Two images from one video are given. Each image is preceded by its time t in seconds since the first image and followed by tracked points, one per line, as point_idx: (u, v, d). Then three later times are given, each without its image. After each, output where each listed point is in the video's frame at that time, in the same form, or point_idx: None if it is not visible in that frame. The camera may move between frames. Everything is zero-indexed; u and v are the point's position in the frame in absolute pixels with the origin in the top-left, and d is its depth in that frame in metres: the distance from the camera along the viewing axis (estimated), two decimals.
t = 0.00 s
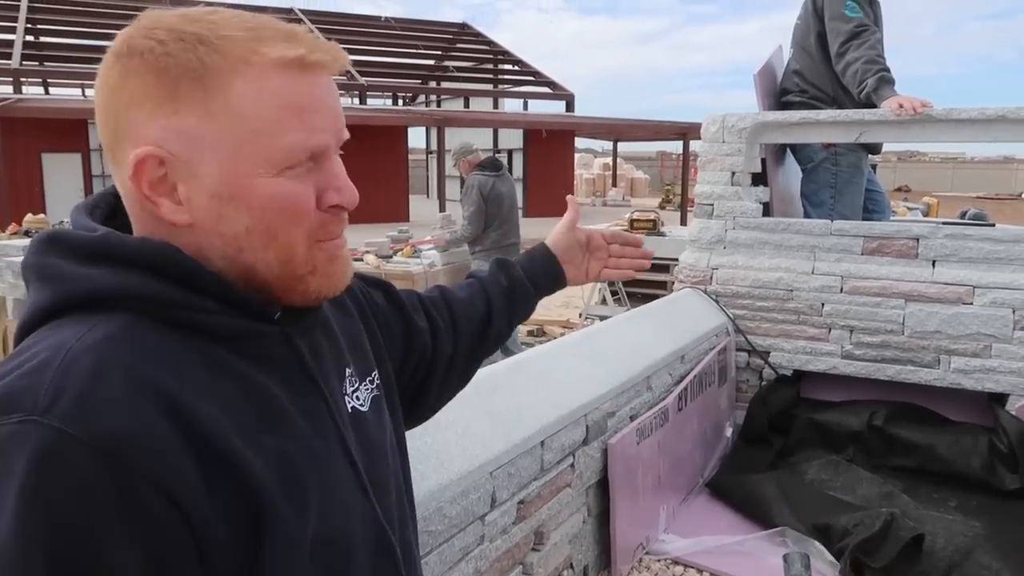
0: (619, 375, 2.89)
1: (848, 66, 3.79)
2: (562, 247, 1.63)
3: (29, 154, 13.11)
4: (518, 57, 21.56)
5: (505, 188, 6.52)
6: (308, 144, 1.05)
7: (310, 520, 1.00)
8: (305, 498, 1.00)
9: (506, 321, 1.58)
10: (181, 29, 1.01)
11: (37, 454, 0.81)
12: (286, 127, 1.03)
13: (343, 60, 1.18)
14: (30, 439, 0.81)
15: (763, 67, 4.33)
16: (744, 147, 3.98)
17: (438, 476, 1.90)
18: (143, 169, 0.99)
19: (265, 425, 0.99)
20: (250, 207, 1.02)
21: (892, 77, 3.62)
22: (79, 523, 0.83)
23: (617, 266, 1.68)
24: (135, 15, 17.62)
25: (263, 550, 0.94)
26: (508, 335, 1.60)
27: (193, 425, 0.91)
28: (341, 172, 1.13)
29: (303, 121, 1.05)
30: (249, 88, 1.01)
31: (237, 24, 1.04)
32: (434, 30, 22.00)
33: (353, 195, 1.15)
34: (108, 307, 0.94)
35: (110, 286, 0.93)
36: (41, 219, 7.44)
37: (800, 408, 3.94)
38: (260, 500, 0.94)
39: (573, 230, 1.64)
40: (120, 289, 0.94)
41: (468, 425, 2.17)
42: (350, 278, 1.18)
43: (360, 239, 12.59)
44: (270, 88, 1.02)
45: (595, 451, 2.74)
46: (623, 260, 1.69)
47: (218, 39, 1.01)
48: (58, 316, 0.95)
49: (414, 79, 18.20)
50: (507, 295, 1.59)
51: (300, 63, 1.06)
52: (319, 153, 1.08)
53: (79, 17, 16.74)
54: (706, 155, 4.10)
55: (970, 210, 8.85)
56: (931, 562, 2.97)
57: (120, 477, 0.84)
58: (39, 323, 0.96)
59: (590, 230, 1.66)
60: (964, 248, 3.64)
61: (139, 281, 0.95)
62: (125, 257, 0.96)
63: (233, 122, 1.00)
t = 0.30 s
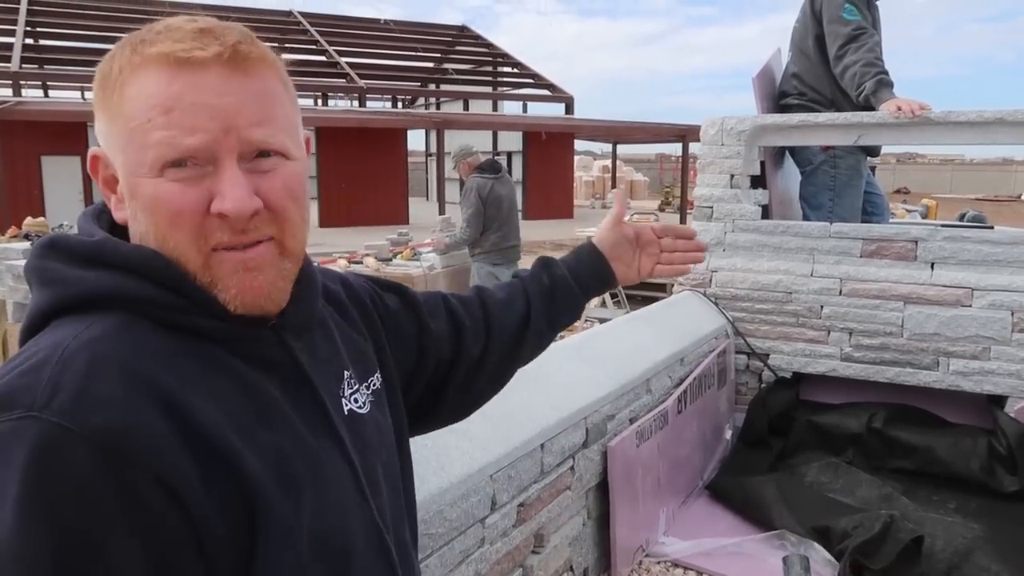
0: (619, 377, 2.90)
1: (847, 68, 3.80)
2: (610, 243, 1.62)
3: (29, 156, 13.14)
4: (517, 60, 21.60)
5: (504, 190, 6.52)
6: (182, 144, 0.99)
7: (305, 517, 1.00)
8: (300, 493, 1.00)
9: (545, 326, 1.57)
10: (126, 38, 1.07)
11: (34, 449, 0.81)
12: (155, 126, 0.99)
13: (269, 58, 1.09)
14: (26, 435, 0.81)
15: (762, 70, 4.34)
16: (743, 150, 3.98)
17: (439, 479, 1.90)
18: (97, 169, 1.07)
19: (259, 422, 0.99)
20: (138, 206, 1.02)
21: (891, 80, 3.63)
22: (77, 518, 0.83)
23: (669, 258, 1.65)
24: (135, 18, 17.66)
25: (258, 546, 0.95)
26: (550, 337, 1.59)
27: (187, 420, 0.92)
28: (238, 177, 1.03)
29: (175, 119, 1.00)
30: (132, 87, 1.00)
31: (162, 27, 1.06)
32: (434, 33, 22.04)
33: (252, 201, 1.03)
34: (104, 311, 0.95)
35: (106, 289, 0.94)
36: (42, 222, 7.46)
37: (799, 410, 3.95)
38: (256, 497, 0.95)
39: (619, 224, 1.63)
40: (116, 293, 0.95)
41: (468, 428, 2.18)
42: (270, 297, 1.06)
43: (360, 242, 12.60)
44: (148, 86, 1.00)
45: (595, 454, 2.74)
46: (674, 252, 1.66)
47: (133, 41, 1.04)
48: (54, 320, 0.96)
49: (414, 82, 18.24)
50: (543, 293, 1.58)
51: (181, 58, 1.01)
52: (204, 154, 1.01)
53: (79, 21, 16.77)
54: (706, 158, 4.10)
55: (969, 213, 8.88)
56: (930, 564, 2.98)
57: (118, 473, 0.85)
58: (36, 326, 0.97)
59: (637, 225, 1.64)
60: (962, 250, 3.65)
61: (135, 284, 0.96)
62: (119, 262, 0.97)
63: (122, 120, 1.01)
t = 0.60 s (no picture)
0: (619, 379, 2.90)
1: (846, 71, 3.81)
2: (616, 253, 1.63)
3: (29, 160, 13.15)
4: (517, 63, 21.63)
5: (504, 193, 6.53)
6: (188, 150, 1.00)
7: (301, 517, 1.00)
8: (296, 495, 1.00)
9: (548, 335, 1.56)
10: (128, 40, 1.07)
11: (28, 451, 0.81)
12: (161, 131, 1.00)
13: (273, 61, 1.09)
14: (20, 436, 0.82)
15: (762, 73, 4.34)
16: (743, 152, 3.99)
17: (440, 480, 1.91)
18: (100, 171, 1.07)
19: (254, 423, 1.00)
20: (141, 211, 1.02)
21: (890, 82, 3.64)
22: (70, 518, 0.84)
23: (676, 270, 1.66)
24: (135, 21, 17.69)
25: (254, 547, 0.96)
26: (551, 347, 1.57)
27: (181, 421, 0.92)
28: (244, 184, 1.03)
29: (180, 124, 1.00)
30: (137, 91, 1.01)
31: (165, 30, 1.05)
32: (434, 36, 22.08)
33: (258, 204, 1.04)
34: (101, 313, 0.96)
35: (104, 291, 0.95)
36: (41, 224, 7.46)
37: (799, 412, 3.96)
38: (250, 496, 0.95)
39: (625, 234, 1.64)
40: (113, 295, 0.95)
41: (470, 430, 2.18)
42: (275, 301, 1.07)
43: (360, 245, 12.60)
44: (153, 90, 1.00)
45: (595, 455, 2.74)
46: (681, 264, 1.67)
47: (138, 44, 1.04)
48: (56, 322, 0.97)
49: (414, 85, 18.26)
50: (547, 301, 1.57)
51: (185, 63, 1.01)
52: (209, 159, 1.01)
53: (80, 24, 16.80)
54: (705, 160, 4.11)
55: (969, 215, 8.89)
56: (930, 566, 2.99)
57: (111, 473, 0.85)
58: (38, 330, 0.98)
59: (642, 236, 1.66)
60: (962, 252, 3.66)
61: (131, 287, 0.96)
62: (116, 265, 0.98)
63: (126, 124, 1.01)
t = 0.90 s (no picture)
0: (618, 380, 2.90)
1: (844, 72, 3.81)
2: (580, 257, 1.65)
3: (28, 162, 13.16)
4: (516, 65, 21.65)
5: (502, 194, 6.53)
6: (211, 149, 1.00)
7: (325, 521, 1.01)
8: (320, 498, 1.01)
9: (518, 333, 1.58)
10: (142, 38, 1.07)
11: (59, 455, 0.81)
12: (183, 129, 0.99)
13: (290, 62, 1.10)
14: (52, 440, 0.81)
15: (759, 74, 4.35)
16: (741, 153, 4.00)
17: (438, 481, 1.90)
18: (109, 170, 1.06)
19: (276, 426, 1.00)
20: (159, 209, 1.01)
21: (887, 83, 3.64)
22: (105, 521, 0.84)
23: (637, 270, 1.69)
24: (134, 24, 17.73)
25: (281, 552, 0.95)
26: (523, 349, 1.60)
27: (207, 423, 0.92)
28: (266, 183, 1.04)
29: (202, 123, 1.00)
30: (158, 90, 1.00)
31: (181, 29, 1.06)
32: (433, 38, 22.11)
33: (280, 205, 1.04)
34: (117, 316, 0.95)
35: (119, 293, 0.94)
36: (40, 227, 7.46)
37: (798, 413, 3.96)
38: (277, 498, 0.95)
39: (589, 238, 1.66)
40: (130, 297, 0.95)
41: (468, 430, 2.18)
42: (293, 301, 1.07)
43: (358, 247, 12.61)
44: (179, 91, 1.00)
45: (594, 456, 2.75)
46: (642, 263, 1.70)
47: (156, 43, 1.04)
48: (68, 325, 0.97)
49: (412, 87, 18.28)
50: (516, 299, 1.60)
51: (209, 62, 1.01)
52: (230, 158, 1.02)
53: (79, 26, 16.83)
54: (703, 161, 4.12)
55: (968, 217, 8.90)
56: (929, 565, 2.99)
57: (141, 478, 0.85)
58: (48, 332, 0.97)
59: (606, 237, 1.68)
60: (960, 253, 3.66)
61: (147, 288, 0.96)
62: (131, 267, 0.97)
63: (144, 122, 1.01)
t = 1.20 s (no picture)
0: (613, 381, 2.90)
1: (840, 73, 3.81)
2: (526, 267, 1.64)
3: (24, 163, 13.14)
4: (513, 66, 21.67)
5: (499, 195, 6.53)
6: (249, 150, 0.99)
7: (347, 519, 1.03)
8: (341, 495, 1.03)
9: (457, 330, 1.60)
10: (145, 37, 1.02)
11: (104, 469, 0.79)
12: (219, 131, 0.98)
13: (310, 67, 1.12)
14: (89, 459, 0.79)
15: (755, 74, 4.35)
16: (737, 154, 4.00)
17: (432, 483, 1.90)
18: (102, 175, 0.99)
19: (290, 427, 1.00)
20: (183, 213, 0.98)
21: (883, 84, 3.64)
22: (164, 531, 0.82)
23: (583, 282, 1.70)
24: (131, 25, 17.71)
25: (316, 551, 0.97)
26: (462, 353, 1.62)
27: (233, 427, 0.92)
28: (297, 184, 1.05)
29: (240, 125, 0.99)
30: (186, 91, 0.97)
31: (194, 30, 1.03)
32: (430, 39, 22.13)
33: (314, 210, 1.06)
34: (117, 330, 0.92)
35: (117, 306, 0.91)
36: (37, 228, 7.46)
37: (793, 413, 3.96)
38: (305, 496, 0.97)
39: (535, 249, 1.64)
40: (134, 312, 0.92)
41: (463, 432, 2.18)
42: (315, 303, 1.09)
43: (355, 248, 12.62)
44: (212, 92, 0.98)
45: (589, 458, 2.74)
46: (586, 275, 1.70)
47: (173, 44, 1.00)
48: (61, 344, 0.93)
49: (409, 88, 18.29)
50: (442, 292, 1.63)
51: (244, 65, 1.01)
52: (267, 160, 1.01)
53: (75, 27, 16.80)
54: (699, 162, 4.12)
55: (963, 217, 8.93)
56: (926, 567, 2.98)
57: (188, 483, 0.85)
58: (41, 352, 0.94)
59: (551, 244, 1.65)
60: (955, 253, 3.66)
61: (151, 300, 0.93)
62: (128, 278, 0.94)
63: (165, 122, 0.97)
